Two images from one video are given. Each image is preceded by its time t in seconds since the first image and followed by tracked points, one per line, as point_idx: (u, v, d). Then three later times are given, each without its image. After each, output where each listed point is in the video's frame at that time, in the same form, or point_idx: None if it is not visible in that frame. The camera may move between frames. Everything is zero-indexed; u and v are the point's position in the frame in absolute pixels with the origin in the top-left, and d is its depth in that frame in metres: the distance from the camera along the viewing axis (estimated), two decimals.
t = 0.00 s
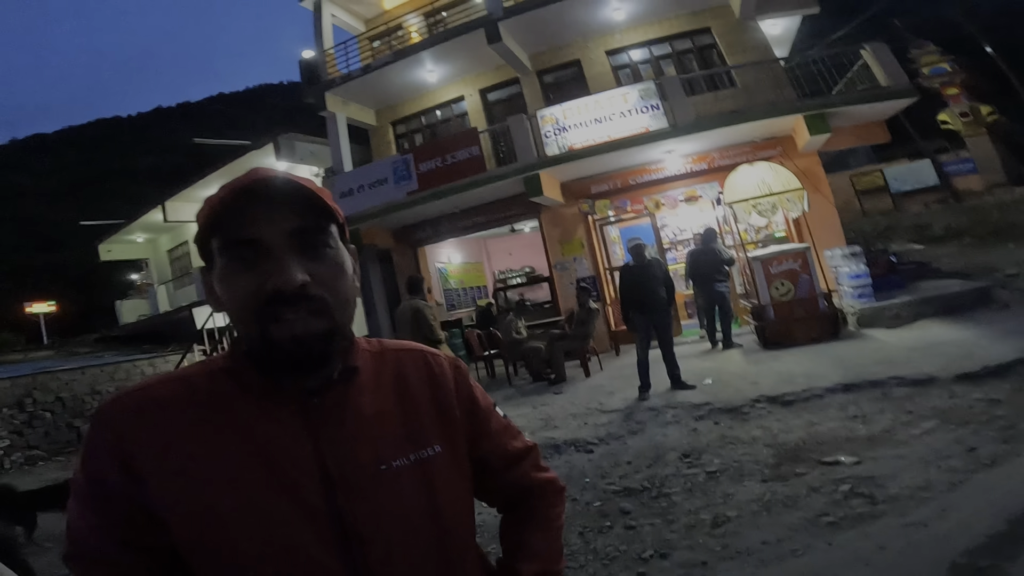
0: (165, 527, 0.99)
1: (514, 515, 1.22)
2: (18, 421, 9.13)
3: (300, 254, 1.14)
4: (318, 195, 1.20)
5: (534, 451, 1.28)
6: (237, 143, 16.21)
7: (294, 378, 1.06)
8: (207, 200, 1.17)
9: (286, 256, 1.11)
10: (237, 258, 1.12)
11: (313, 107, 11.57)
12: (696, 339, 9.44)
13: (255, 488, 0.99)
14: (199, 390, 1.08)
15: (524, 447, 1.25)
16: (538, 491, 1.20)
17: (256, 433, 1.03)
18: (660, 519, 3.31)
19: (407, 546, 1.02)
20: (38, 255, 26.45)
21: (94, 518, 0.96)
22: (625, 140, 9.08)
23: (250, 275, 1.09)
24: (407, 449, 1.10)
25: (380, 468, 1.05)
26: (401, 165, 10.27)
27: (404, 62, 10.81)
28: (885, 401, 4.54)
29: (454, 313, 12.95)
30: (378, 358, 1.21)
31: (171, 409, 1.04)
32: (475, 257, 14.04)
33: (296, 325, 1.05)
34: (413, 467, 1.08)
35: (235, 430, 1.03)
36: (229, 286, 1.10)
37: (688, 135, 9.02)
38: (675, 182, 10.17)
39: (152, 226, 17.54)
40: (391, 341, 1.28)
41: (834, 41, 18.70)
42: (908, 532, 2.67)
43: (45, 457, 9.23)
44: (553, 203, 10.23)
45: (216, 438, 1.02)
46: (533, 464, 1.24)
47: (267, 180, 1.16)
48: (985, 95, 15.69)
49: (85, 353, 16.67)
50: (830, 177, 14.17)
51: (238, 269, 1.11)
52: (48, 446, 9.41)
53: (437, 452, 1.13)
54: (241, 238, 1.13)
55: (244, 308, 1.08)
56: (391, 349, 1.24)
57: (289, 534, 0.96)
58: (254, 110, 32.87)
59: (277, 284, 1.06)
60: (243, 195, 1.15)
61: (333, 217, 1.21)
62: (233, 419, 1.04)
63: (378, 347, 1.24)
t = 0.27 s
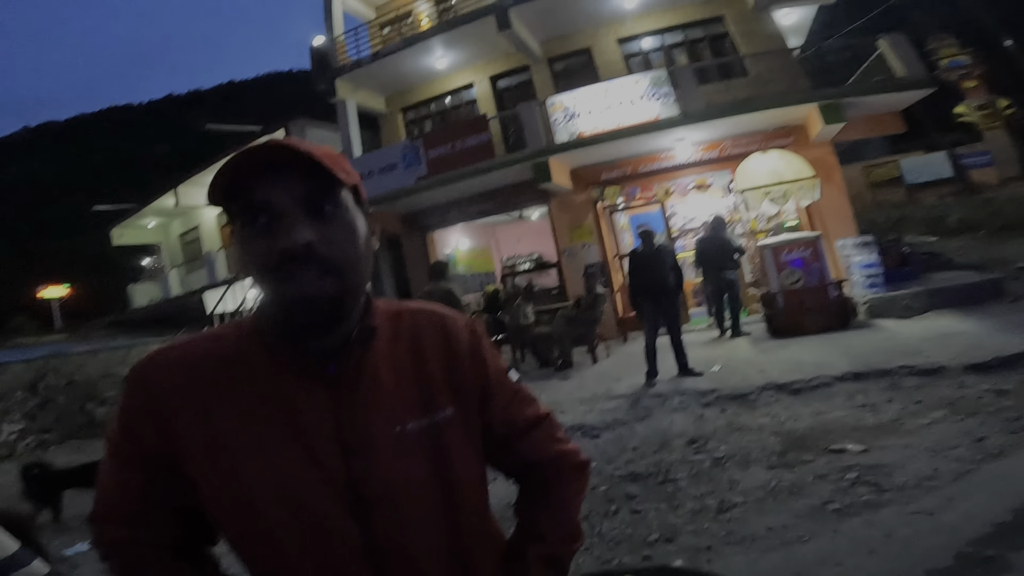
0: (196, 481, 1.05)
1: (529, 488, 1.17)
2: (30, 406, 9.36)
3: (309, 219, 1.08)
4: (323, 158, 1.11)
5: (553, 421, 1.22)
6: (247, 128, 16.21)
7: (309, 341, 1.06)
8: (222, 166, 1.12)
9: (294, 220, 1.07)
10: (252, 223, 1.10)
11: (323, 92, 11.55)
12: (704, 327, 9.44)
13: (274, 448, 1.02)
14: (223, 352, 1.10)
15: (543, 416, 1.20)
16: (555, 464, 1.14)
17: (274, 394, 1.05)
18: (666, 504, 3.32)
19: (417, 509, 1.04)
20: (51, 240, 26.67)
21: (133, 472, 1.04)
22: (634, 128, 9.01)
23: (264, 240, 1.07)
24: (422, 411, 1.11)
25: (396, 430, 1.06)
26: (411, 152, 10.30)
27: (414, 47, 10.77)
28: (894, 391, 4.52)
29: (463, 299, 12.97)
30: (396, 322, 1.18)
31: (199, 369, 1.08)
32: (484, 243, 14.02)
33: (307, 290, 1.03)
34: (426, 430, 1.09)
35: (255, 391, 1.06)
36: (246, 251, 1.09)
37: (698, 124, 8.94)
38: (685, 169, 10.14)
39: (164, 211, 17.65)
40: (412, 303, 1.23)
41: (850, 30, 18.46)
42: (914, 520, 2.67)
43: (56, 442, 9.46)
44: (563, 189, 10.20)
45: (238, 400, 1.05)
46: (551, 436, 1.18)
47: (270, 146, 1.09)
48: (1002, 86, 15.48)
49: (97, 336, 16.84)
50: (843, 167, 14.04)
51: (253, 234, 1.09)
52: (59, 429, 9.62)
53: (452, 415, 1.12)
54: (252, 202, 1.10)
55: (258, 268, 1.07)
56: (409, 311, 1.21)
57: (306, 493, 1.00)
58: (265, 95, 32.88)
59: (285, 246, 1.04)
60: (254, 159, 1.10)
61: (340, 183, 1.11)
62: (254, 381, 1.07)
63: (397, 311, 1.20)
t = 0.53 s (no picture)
0: (223, 466, 1.07)
1: (545, 480, 1.16)
2: (46, 396, 9.36)
3: (330, 211, 1.10)
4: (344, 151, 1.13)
5: (571, 413, 1.21)
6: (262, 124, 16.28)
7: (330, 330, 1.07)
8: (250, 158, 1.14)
9: (315, 209, 1.09)
10: (277, 213, 1.11)
11: (337, 88, 11.59)
12: (716, 325, 9.39)
13: (297, 434, 1.04)
14: (250, 338, 1.12)
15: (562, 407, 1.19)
16: (568, 457, 1.14)
17: (297, 381, 1.06)
18: (676, 501, 3.31)
19: (435, 498, 1.05)
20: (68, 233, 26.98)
21: (166, 456, 1.06)
22: (648, 125, 8.98)
23: (287, 231, 1.08)
24: (440, 402, 1.11)
25: (413, 421, 1.06)
26: (424, 146, 10.32)
27: (427, 44, 10.78)
28: (909, 391, 4.48)
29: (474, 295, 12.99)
30: (414, 308, 1.18)
31: (226, 353, 1.10)
32: (495, 239, 14.02)
33: (327, 280, 1.04)
34: (444, 420, 1.09)
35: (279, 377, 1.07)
36: (270, 241, 1.10)
37: (713, 122, 8.89)
38: (699, 167, 10.06)
39: (179, 205, 17.81)
40: (431, 288, 1.23)
41: (869, 28, 18.25)
42: (927, 520, 2.64)
43: (72, 433, 9.34)
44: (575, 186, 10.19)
45: (262, 386, 1.06)
46: (568, 431, 1.17)
47: (295, 140, 1.12)
48: None
49: (113, 328, 17.03)
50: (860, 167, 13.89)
51: (278, 224, 1.10)
52: (76, 421, 9.55)
53: (470, 405, 1.12)
54: (277, 193, 1.11)
55: (281, 255, 1.09)
56: (428, 298, 1.21)
57: (327, 482, 1.01)
58: (281, 91, 33.05)
59: (305, 237, 1.04)
60: (280, 150, 1.12)
61: (363, 175, 1.14)
62: (278, 367, 1.08)
63: (415, 295, 1.20)
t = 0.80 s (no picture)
0: (230, 457, 1.07)
1: (545, 479, 1.16)
2: (52, 391, 9.40)
3: (343, 206, 1.11)
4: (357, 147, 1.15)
5: (575, 410, 1.19)
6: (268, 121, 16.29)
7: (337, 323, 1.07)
8: (268, 153, 1.16)
9: (327, 203, 1.10)
10: (289, 207, 1.12)
11: (344, 86, 11.60)
12: (721, 325, 9.36)
13: (302, 425, 1.04)
14: (260, 330, 1.12)
15: (565, 403, 1.18)
16: (571, 456, 1.11)
17: (302, 374, 1.07)
18: (679, 501, 3.30)
19: (437, 491, 1.05)
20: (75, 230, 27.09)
21: (176, 446, 1.06)
22: (655, 123, 8.96)
23: (301, 224, 1.09)
24: (444, 396, 1.11)
25: (417, 413, 1.06)
26: (430, 144, 10.32)
27: (433, 41, 10.77)
28: (914, 392, 4.46)
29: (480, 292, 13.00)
30: (419, 302, 1.18)
31: (236, 344, 1.10)
32: (500, 237, 14.02)
33: (338, 273, 1.05)
34: (447, 414, 1.10)
35: (286, 369, 1.07)
36: (284, 235, 1.11)
37: (720, 121, 8.86)
38: (705, 166, 10.04)
39: (186, 201, 17.86)
40: (435, 283, 1.24)
41: (878, 28, 18.16)
42: (931, 521, 2.63)
43: (78, 428, 9.40)
44: (580, 184, 10.18)
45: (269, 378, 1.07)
46: (570, 428, 1.15)
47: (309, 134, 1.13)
48: None
49: (119, 323, 17.10)
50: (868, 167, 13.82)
51: (292, 218, 1.11)
52: (81, 416, 9.60)
53: (472, 400, 1.12)
54: (289, 186, 1.12)
55: (293, 247, 1.10)
56: (433, 292, 1.21)
57: (330, 472, 1.02)
58: (288, 88, 33.12)
59: (321, 232, 1.05)
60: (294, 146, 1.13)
61: (375, 170, 1.16)
62: (286, 359, 1.08)
63: (419, 289, 1.21)
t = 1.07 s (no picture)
0: (228, 455, 1.07)
1: (541, 480, 1.15)
2: (55, 387, 9.44)
3: (345, 201, 1.11)
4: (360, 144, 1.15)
5: (572, 411, 1.19)
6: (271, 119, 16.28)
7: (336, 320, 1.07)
8: (270, 151, 1.16)
9: (328, 198, 1.10)
10: (290, 203, 1.12)
11: (348, 85, 11.61)
12: (723, 326, 9.34)
13: (299, 421, 1.04)
14: (258, 328, 1.12)
15: (564, 404, 1.18)
16: (568, 456, 1.11)
17: (300, 371, 1.06)
18: (679, 502, 3.30)
19: (434, 490, 1.05)
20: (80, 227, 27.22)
21: (175, 443, 1.07)
22: (658, 124, 8.94)
23: (302, 219, 1.08)
24: (441, 395, 1.11)
25: (414, 411, 1.06)
26: (433, 143, 10.32)
27: (437, 41, 10.77)
28: (917, 395, 4.45)
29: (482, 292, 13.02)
30: (418, 301, 1.18)
31: (235, 341, 1.10)
32: (503, 236, 14.03)
33: (340, 267, 1.04)
34: (443, 413, 1.09)
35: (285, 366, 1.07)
36: (284, 230, 1.11)
37: (724, 121, 8.83)
38: (708, 167, 10.02)
39: (190, 199, 17.89)
40: (434, 283, 1.24)
41: (884, 30, 18.09)
42: (932, 523, 2.62)
43: (80, 425, 9.46)
44: (582, 184, 10.16)
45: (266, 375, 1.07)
46: (568, 428, 1.15)
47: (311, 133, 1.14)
48: None
49: (122, 321, 17.15)
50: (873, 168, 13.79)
51: (292, 213, 1.11)
52: (83, 413, 9.65)
53: (469, 399, 1.12)
54: (291, 182, 1.12)
55: (294, 243, 1.09)
56: (431, 291, 1.21)
57: (327, 469, 1.02)
58: (293, 87, 33.18)
59: (324, 225, 1.05)
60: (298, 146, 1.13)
61: (376, 168, 1.17)
62: (284, 357, 1.08)
63: (418, 289, 1.21)
